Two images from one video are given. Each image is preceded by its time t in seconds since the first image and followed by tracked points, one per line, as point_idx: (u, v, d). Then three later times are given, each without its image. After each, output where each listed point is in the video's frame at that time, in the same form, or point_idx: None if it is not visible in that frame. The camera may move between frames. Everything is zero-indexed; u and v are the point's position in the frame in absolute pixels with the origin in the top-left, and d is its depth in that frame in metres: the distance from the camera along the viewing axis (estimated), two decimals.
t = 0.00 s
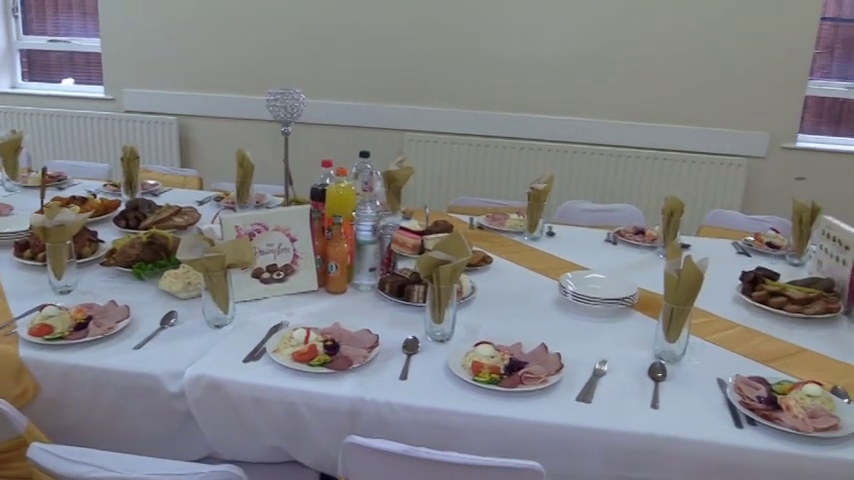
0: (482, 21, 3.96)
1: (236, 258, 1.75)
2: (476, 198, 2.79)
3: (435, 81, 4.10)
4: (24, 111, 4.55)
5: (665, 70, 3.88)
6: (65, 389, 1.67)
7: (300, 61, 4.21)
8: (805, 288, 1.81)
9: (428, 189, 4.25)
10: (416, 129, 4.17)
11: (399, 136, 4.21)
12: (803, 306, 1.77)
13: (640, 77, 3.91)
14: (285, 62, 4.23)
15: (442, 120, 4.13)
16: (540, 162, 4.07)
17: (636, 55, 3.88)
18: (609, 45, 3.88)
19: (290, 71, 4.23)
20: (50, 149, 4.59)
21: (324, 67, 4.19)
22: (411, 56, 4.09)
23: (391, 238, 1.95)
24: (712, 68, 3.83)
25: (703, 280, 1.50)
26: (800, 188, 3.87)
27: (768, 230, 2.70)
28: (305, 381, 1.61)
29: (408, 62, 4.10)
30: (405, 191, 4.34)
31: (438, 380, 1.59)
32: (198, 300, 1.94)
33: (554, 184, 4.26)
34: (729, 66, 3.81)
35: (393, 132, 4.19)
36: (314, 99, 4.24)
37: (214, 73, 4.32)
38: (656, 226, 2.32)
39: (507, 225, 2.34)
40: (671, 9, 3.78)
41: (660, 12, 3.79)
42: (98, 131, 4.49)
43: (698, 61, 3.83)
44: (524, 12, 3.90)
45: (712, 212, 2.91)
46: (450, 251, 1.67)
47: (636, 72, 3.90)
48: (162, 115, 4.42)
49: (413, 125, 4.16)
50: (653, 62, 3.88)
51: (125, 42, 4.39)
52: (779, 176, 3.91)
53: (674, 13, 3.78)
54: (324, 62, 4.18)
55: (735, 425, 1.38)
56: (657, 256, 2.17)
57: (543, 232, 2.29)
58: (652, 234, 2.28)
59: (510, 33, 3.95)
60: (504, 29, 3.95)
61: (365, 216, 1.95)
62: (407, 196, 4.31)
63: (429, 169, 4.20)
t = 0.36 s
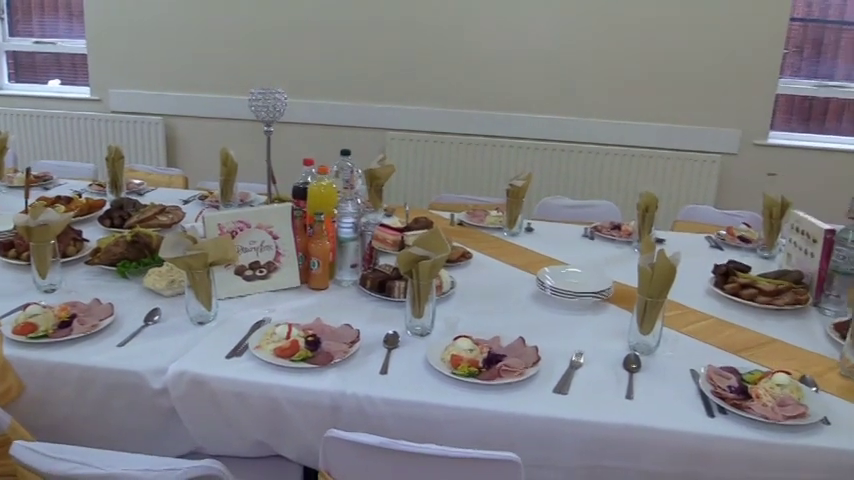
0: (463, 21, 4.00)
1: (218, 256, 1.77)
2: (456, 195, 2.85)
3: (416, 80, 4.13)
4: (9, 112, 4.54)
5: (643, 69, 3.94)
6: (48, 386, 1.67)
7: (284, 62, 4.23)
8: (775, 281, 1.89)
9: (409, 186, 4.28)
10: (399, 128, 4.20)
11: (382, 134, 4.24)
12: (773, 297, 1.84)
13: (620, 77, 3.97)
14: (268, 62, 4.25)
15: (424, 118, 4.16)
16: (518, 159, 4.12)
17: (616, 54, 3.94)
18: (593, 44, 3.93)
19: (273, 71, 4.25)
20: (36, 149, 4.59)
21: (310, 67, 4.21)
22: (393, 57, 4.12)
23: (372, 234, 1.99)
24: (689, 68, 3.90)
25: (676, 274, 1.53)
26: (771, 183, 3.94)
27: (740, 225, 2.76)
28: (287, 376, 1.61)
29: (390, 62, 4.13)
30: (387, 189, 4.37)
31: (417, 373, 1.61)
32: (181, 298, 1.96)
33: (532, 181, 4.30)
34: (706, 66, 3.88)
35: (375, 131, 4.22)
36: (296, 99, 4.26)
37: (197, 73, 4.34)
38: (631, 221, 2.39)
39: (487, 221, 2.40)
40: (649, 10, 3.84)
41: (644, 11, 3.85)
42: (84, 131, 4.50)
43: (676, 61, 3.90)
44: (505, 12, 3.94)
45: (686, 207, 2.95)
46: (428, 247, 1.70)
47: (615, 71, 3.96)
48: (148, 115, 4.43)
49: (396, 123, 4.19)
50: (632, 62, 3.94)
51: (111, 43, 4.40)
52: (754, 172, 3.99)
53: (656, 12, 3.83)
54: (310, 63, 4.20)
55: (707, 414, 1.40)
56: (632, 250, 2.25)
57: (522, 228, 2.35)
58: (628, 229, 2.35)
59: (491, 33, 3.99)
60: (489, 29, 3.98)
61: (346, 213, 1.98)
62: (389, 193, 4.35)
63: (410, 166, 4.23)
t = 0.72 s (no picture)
0: (445, 19, 4.00)
1: (198, 254, 1.76)
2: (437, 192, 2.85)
3: (398, 77, 4.13)
4: None
5: (624, 65, 3.95)
6: (26, 387, 1.65)
7: (265, 59, 4.21)
8: (753, 274, 1.90)
9: (390, 182, 4.27)
10: (382, 125, 4.19)
11: (364, 131, 4.23)
12: (751, 291, 1.85)
13: (602, 73, 3.98)
14: (250, 60, 4.23)
15: (406, 115, 4.16)
16: (499, 155, 4.13)
17: (598, 51, 3.95)
18: (575, 40, 3.94)
19: (254, 68, 4.23)
20: (15, 147, 4.55)
21: (292, 64, 4.19)
22: (375, 54, 4.11)
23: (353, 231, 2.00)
24: (670, 65, 3.92)
25: (654, 268, 1.53)
26: (749, 178, 3.97)
27: (719, 219, 2.77)
28: (267, 374, 1.60)
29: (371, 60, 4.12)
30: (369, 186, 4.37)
31: (398, 369, 1.60)
32: (162, 296, 1.94)
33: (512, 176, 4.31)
34: (687, 64, 3.90)
35: (359, 128, 4.21)
36: (277, 96, 4.24)
37: (178, 71, 4.31)
38: (612, 217, 2.40)
39: (469, 218, 2.41)
40: (629, 7, 3.86)
41: (625, 7, 3.86)
42: (64, 129, 4.46)
43: (658, 57, 3.92)
44: (486, 10, 3.95)
45: (666, 202, 2.97)
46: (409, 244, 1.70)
47: (597, 68, 3.97)
48: (128, 113, 4.40)
49: (378, 120, 4.19)
50: (614, 59, 3.95)
51: (90, 40, 4.36)
52: (732, 167, 4.02)
53: (638, 8, 3.85)
54: (292, 60, 4.19)
55: (686, 407, 1.41)
56: (612, 245, 2.26)
57: (503, 224, 2.36)
58: (609, 224, 2.36)
59: (473, 30, 3.99)
60: (471, 25, 3.99)
61: (327, 210, 1.98)
62: (371, 190, 4.34)
63: (391, 163, 4.22)
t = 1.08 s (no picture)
0: (426, 15, 4.00)
1: (177, 253, 1.74)
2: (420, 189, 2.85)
3: (380, 74, 4.12)
4: None
5: (605, 62, 3.96)
6: (3, 388, 1.63)
7: (247, 56, 4.19)
8: (732, 268, 1.91)
9: (373, 179, 4.26)
10: (365, 122, 4.18)
11: (347, 128, 4.22)
12: (730, 285, 1.86)
13: (584, 70, 3.99)
14: (231, 57, 4.21)
15: (388, 111, 4.15)
16: (482, 151, 4.13)
17: (581, 47, 3.96)
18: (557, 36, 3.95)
19: (236, 66, 4.21)
20: None
21: (274, 62, 4.17)
22: (357, 51, 4.10)
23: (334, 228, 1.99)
24: (653, 61, 3.93)
25: (634, 263, 1.53)
26: (730, 173, 4.01)
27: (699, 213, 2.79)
28: (247, 372, 1.59)
29: (352, 57, 4.11)
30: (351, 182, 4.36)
31: (378, 366, 1.59)
32: (141, 295, 1.93)
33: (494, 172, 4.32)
34: (669, 60, 3.92)
35: (342, 125, 4.20)
36: (259, 93, 4.23)
37: (159, 69, 4.28)
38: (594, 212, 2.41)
39: (452, 214, 2.42)
40: (611, 4, 3.87)
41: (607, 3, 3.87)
42: (43, 127, 4.41)
43: (640, 53, 3.93)
44: (468, 6, 3.95)
45: (648, 197, 2.97)
46: (389, 241, 1.69)
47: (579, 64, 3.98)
48: (108, 111, 4.36)
49: (361, 117, 4.18)
50: (597, 55, 3.96)
51: (69, 37, 4.31)
52: (713, 162, 4.05)
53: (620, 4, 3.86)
54: (275, 57, 4.17)
55: (664, 401, 1.41)
56: (593, 241, 2.27)
57: (485, 221, 2.36)
58: (590, 220, 2.37)
59: (455, 26, 3.99)
60: (454, 22, 3.98)
61: (308, 208, 1.98)
62: (353, 186, 4.33)
63: (374, 159, 4.21)
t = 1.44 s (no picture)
0: (410, 13, 3.99)
1: (157, 253, 1.73)
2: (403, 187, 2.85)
3: (363, 73, 4.11)
4: None
5: (589, 60, 3.98)
6: None
7: (230, 55, 4.17)
8: (712, 264, 1.92)
9: (356, 177, 4.26)
10: (348, 120, 4.18)
11: (331, 127, 4.22)
12: (710, 281, 1.87)
13: (567, 68, 4.00)
14: (214, 56, 4.19)
15: (371, 110, 4.15)
16: (466, 149, 4.13)
17: (564, 45, 3.97)
18: (540, 34, 3.96)
19: (219, 65, 4.19)
20: None
21: (258, 61, 4.16)
22: (341, 50, 4.09)
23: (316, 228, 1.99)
24: (636, 58, 3.95)
25: (614, 259, 1.54)
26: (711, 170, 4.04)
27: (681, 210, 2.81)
28: (228, 372, 1.58)
29: (337, 56, 4.10)
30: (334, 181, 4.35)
31: (360, 364, 1.59)
32: (122, 296, 1.92)
33: (477, 169, 4.32)
34: (652, 57, 3.94)
35: (326, 124, 4.20)
36: (242, 92, 4.21)
37: (141, 67, 4.25)
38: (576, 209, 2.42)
39: (435, 212, 2.42)
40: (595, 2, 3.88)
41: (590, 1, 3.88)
42: (23, 127, 4.38)
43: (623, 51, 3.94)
44: (451, 5, 3.95)
45: (631, 194, 2.98)
46: (370, 239, 1.68)
47: (563, 62, 4.00)
48: (90, 110, 4.33)
49: (344, 116, 4.17)
50: (580, 53, 3.97)
51: (49, 36, 4.28)
52: (695, 160, 4.08)
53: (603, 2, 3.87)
54: (258, 56, 4.15)
55: (645, 396, 1.42)
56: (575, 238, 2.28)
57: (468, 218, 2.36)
58: (573, 217, 2.38)
59: (438, 24, 3.99)
60: (437, 20, 3.98)
61: (290, 207, 1.98)
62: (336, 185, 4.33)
63: (357, 158, 4.20)
